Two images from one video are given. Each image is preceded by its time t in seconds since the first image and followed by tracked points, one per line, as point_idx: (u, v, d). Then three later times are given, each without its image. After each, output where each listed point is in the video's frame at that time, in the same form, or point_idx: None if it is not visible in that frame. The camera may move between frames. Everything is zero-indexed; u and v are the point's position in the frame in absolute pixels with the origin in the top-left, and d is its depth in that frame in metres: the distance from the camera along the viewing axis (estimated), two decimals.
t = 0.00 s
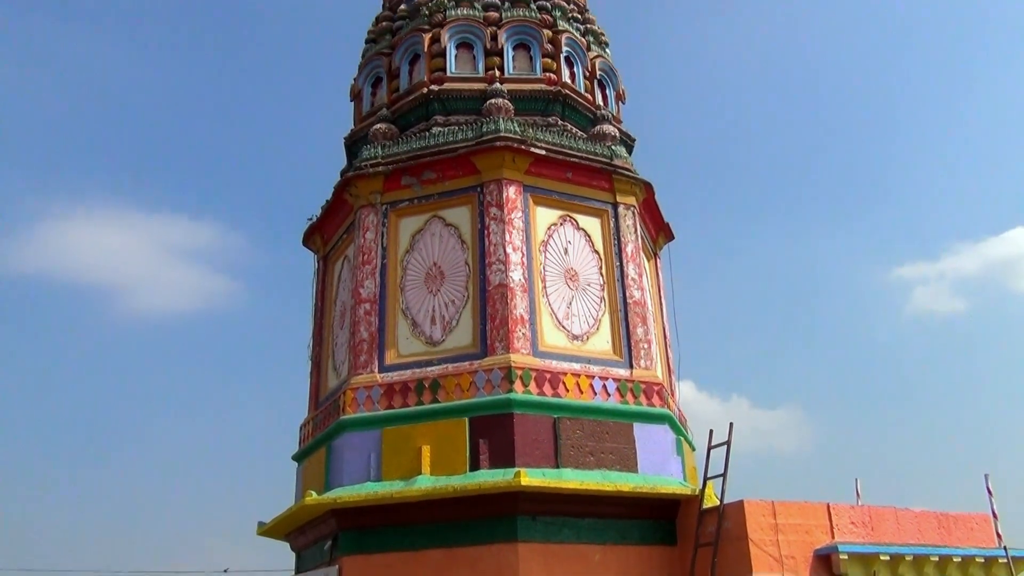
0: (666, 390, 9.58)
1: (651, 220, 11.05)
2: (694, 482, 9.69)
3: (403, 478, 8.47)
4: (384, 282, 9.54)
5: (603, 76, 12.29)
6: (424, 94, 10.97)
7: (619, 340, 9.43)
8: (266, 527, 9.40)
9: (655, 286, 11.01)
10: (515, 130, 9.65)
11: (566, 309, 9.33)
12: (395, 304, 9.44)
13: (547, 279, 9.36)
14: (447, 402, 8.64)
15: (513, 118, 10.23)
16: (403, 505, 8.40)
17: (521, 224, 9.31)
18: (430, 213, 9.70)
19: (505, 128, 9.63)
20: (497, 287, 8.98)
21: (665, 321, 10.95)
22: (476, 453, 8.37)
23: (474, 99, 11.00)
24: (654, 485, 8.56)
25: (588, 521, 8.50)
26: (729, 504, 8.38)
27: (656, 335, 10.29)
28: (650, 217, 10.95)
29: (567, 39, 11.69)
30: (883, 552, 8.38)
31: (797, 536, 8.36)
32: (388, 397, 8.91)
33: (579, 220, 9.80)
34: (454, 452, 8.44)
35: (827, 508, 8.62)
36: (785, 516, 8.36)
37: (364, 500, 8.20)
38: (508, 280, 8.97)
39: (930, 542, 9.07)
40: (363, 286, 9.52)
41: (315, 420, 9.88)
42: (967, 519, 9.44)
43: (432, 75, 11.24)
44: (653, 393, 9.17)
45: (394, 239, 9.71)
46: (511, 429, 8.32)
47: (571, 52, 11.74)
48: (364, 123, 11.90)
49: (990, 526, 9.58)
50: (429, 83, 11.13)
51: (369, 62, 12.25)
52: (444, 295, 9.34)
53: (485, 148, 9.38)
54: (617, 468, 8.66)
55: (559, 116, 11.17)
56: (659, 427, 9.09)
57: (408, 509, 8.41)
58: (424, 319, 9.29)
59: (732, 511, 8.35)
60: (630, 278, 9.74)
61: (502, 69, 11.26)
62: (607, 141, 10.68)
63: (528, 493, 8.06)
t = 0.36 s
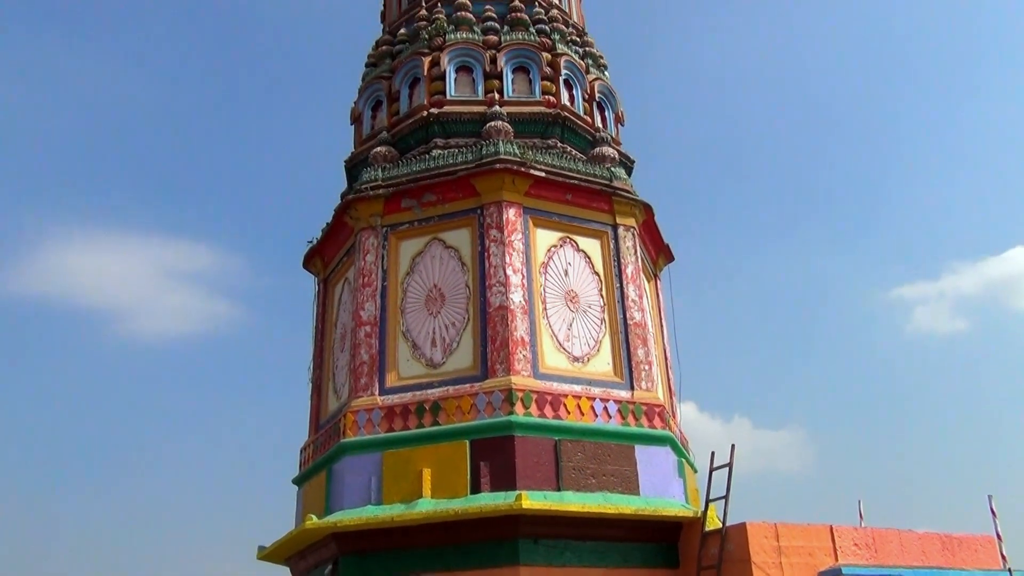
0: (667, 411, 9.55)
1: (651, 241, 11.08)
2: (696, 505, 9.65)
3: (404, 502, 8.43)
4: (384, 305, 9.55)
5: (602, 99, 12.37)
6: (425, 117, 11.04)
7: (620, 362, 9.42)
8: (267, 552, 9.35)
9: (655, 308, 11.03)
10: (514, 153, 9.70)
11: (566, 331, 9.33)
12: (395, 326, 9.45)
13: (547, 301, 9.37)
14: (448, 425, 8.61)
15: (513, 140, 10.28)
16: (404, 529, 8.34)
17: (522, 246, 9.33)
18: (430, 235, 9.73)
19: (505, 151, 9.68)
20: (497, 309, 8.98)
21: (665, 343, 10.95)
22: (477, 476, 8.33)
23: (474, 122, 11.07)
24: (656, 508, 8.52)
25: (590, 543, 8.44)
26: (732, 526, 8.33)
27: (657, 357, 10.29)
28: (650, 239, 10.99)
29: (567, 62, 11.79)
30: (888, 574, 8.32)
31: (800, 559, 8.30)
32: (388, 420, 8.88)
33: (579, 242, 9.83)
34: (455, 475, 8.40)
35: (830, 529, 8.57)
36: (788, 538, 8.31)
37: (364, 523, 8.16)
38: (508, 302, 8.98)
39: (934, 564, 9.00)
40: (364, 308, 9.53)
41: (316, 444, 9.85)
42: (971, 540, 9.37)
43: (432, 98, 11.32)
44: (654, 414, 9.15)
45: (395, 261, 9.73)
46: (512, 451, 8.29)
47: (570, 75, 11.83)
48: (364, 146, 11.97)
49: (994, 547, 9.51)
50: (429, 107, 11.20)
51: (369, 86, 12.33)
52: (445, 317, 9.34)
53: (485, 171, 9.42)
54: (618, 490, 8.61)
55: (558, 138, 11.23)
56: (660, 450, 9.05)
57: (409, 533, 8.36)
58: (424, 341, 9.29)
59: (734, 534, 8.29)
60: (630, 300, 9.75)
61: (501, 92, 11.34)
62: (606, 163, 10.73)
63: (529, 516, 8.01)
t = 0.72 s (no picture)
0: (668, 431, 9.53)
1: (651, 261, 11.10)
2: (697, 525, 9.60)
3: (404, 522, 8.38)
4: (384, 324, 9.55)
5: (602, 119, 12.45)
6: (425, 137, 11.10)
7: (620, 381, 9.41)
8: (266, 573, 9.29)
9: (655, 328, 11.04)
10: (514, 173, 9.74)
11: (567, 351, 9.32)
12: (395, 346, 9.44)
13: (548, 320, 9.37)
14: (448, 445, 8.58)
15: (513, 160, 10.33)
16: (404, 550, 8.29)
17: (521, 266, 9.35)
18: (430, 255, 9.75)
19: (505, 171, 9.72)
20: (497, 328, 8.99)
21: (665, 362, 10.94)
22: (477, 497, 8.29)
23: (474, 143, 11.12)
24: (657, 528, 8.47)
25: (591, 565, 8.39)
26: (733, 547, 8.29)
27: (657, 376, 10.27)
28: (650, 258, 11.01)
29: (566, 83, 11.87)
30: None
31: None
32: (388, 440, 8.86)
33: (579, 261, 9.85)
34: (455, 496, 8.36)
35: (832, 551, 8.51)
36: (790, 560, 8.25)
37: (364, 544, 8.11)
38: (508, 322, 8.98)
39: None
40: (364, 328, 9.54)
41: (315, 464, 9.82)
42: (974, 561, 9.30)
43: (432, 118, 11.38)
44: (655, 434, 9.12)
45: (395, 281, 9.74)
46: (512, 471, 8.25)
47: (570, 95, 11.91)
48: (365, 166, 12.02)
49: (998, 568, 9.44)
50: (430, 127, 11.26)
51: (370, 107, 12.41)
52: (445, 337, 9.34)
53: (485, 191, 9.46)
54: (619, 511, 8.57)
55: (558, 158, 11.29)
56: (661, 470, 9.02)
57: (409, 554, 8.31)
58: (425, 361, 9.28)
59: (736, 555, 8.24)
60: (630, 319, 9.76)
61: (502, 113, 11.41)
62: (606, 183, 10.78)
63: (529, 537, 7.97)
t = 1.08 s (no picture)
0: (668, 450, 9.49)
1: (651, 279, 11.10)
2: (698, 545, 9.55)
3: (403, 541, 8.34)
4: (384, 342, 9.54)
5: (601, 137, 12.50)
6: (425, 156, 11.14)
7: (620, 400, 9.39)
8: None
9: (655, 347, 11.03)
10: (514, 191, 9.77)
11: (566, 369, 9.31)
12: (395, 364, 9.43)
13: (547, 338, 9.36)
14: (448, 464, 8.55)
15: (513, 178, 10.36)
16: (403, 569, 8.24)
17: (521, 284, 9.36)
18: (430, 273, 9.75)
19: (504, 189, 9.74)
20: (497, 347, 8.98)
21: (666, 381, 10.93)
22: (477, 515, 8.25)
23: (473, 161, 11.16)
24: (658, 548, 8.42)
25: None
26: (734, 567, 8.23)
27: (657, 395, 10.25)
28: (650, 276, 11.02)
29: (566, 101, 11.93)
30: None
31: None
32: (387, 458, 8.82)
33: (579, 279, 9.85)
34: (455, 514, 8.32)
35: (834, 571, 8.45)
36: None
37: (363, 564, 8.06)
38: (508, 340, 8.97)
39: None
40: (363, 346, 9.53)
41: (314, 483, 9.78)
42: None
43: (432, 137, 11.43)
44: (655, 453, 9.09)
45: (395, 299, 9.74)
46: (512, 490, 8.22)
47: (569, 114, 11.97)
48: (365, 184, 12.06)
49: None
50: (430, 145, 11.30)
51: (370, 125, 12.47)
52: (444, 354, 9.33)
53: (485, 209, 9.48)
54: (619, 530, 8.52)
55: (558, 176, 11.32)
56: (661, 488, 8.98)
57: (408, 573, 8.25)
58: (424, 379, 9.26)
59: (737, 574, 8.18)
60: (631, 337, 9.75)
61: (501, 131, 11.45)
62: (605, 201, 10.81)
63: (530, 556, 7.91)
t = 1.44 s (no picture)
0: (670, 466, 9.45)
1: (651, 294, 11.11)
2: (700, 562, 9.50)
3: (403, 559, 8.29)
4: (384, 358, 9.53)
5: (602, 154, 12.54)
6: (426, 172, 11.17)
7: (621, 416, 9.36)
8: None
9: (656, 363, 11.01)
10: (515, 207, 9.79)
11: (567, 385, 9.29)
12: (395, 380, 9.41)
13: (548, 354, 9.35)
14: (448, 480, 8.51)
15: (513, 194, 10.38)
16: None
17: (522, 299, 9.36)
18: (430, 289, 9.76)
19: (505, 205, 9.76)
20: (498, 363, 8.96)
21: (666, 396, 10.90)
22: (478, 532, 8.21)
23: (474, 177, 11.19)
24: (659, 565, 8.37)
25: None
26: None
27: (659, 411, 10.23)
28: (651, 292, 11.03)
29: (566, 118, 11.98)
30: None
31: None
32: (388, 475, 8.78)
33: (580, 295, 9.85)
34: (455, 531, 8.27)
35: None
36: None
37: None
38: (509, 356, 8.96)
39: None
40: (364, 362, 9.52)
41: (314, 500, 9.74)
42: None
43: (433, 153, 11.47)
44: (656, 469, 9.05)
45: (395, 315, 9.74)
46: (513, 507, 8.18)
47: (570, 130, 12.01)
48: (366, 200, 12.09)
49: None
50: (430, 161, 11.34)
51: (371, 141, 12.51)
52: (445, 371, 9.31)
53: (486, 225, 9.49)
54: (621, 547, 8.47)
55: (558, 192, 11.34)
56: (663, 505, 8.94)
57: None
58: (425, 396, 9.24)
59: None
60: (631, 353, 9.74)
61: (502, 147, 11.49)
62: (606, 217, 10.83)
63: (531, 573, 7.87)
